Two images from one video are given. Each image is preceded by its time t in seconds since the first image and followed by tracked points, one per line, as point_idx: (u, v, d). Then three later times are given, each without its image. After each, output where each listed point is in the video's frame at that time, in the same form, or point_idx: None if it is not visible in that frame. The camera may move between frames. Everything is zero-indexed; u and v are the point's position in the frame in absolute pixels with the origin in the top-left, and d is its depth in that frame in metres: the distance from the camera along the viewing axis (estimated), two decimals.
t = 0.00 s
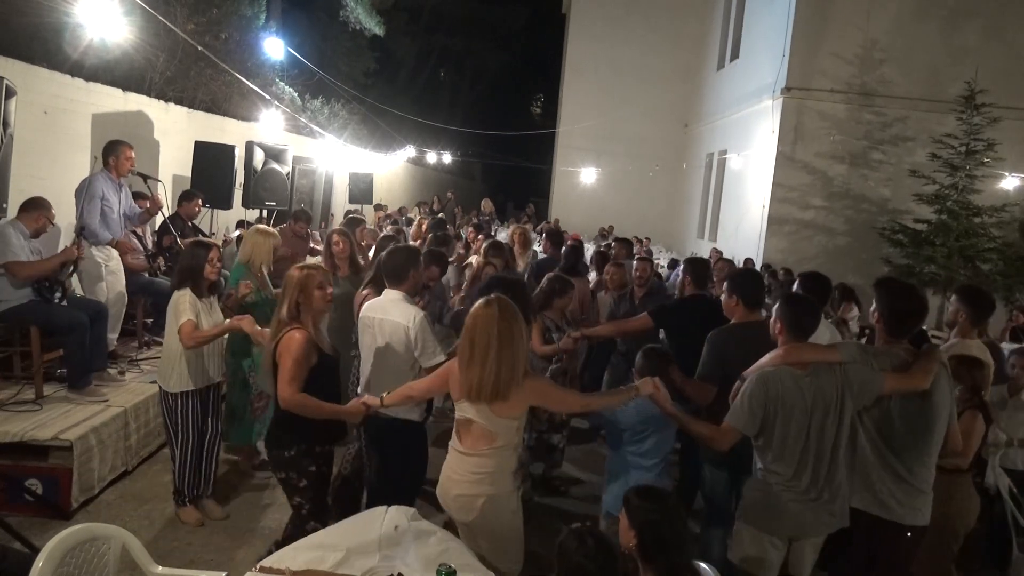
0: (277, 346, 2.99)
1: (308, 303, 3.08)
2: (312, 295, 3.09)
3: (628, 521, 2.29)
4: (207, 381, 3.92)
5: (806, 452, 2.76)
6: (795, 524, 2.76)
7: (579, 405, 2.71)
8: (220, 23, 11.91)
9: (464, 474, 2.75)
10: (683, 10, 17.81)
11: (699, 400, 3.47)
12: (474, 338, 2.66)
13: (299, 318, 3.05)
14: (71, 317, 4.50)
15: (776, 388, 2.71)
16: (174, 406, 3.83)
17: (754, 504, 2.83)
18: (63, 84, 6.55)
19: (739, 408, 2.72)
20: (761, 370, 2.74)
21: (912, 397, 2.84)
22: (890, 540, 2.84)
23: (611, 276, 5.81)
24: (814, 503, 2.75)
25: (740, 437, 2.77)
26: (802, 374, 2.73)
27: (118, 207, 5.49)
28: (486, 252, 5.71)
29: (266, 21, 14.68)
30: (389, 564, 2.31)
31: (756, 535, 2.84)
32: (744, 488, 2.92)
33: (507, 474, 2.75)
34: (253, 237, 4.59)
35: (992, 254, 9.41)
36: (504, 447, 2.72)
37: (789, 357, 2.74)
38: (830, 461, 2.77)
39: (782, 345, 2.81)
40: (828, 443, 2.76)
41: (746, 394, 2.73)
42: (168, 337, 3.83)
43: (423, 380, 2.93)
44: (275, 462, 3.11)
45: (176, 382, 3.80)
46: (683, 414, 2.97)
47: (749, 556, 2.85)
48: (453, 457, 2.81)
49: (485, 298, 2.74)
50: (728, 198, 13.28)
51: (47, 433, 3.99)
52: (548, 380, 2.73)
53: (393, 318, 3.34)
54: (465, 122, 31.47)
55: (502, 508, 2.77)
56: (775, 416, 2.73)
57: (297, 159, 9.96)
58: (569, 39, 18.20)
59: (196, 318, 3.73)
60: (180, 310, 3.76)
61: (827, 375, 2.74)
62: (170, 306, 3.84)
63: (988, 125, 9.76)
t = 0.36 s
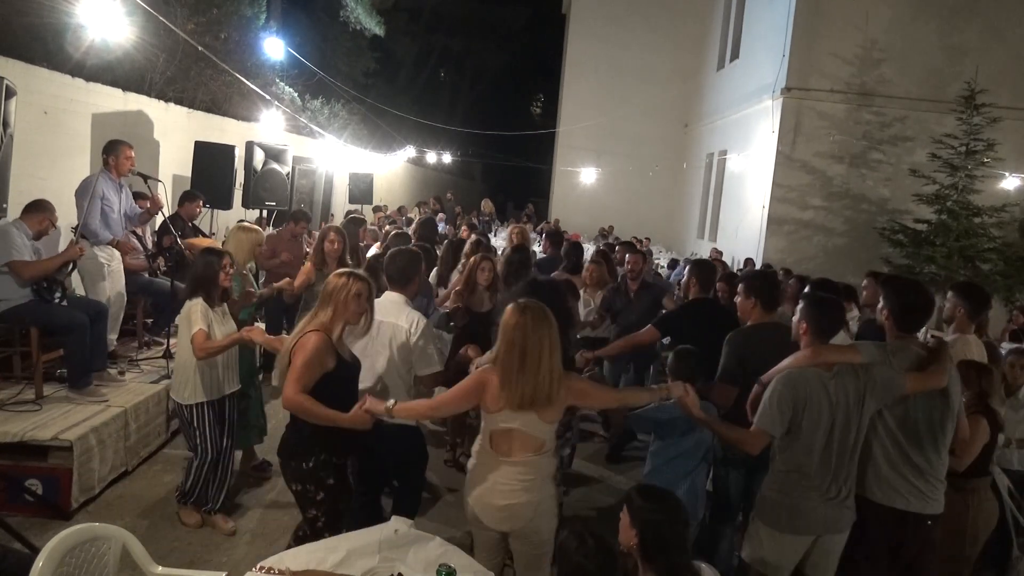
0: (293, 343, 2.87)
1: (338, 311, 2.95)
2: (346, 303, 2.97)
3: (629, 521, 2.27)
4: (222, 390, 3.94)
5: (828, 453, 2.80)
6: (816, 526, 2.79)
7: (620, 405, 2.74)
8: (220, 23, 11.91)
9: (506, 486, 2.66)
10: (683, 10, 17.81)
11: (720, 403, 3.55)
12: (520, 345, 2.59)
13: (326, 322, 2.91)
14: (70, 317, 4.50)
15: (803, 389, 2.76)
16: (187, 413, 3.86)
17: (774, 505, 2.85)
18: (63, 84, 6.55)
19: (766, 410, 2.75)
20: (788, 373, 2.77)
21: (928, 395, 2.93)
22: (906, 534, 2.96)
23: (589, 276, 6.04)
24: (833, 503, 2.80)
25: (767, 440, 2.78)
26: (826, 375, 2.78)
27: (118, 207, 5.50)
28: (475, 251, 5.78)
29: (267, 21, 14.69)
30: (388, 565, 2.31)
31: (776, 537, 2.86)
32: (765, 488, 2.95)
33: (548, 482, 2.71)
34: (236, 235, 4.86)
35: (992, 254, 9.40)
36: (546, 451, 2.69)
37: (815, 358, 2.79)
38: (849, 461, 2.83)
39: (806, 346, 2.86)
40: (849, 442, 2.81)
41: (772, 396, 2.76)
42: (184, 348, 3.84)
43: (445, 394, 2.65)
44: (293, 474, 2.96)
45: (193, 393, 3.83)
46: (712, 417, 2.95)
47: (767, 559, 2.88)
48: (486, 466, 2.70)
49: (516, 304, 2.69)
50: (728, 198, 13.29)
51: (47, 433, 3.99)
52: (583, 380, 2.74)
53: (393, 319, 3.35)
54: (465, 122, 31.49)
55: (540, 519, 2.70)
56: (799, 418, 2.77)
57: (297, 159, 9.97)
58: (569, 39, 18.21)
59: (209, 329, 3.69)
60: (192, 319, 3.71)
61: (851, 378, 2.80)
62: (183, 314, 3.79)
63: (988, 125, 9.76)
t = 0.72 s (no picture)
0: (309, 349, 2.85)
1: (354, 312, 2.91)
2: (364, 304, 2.94)
3: (631, 521, 2.27)
4: (227, 399, 3.66)
5: (837, 447, 2.92)
6: (821, 517, 2.92)
7: (656, 389, 2.74)
8: (220, 23, 11.90)
9: (537, 485, 2.68)
10: (682, 10, 17.81)
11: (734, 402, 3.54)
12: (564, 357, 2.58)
13: (343, 325, 2.89)
14: (70, 317, 4.50)
15: (821, 383, 2.87)
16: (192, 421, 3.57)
17: (781, 496, 2.98)
18: (63, 84, 6.55)
19: (781, 400, 2.86)
20: (806, 364, 2.89)
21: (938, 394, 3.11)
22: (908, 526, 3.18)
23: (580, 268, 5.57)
24: (841, 498, 2.93)
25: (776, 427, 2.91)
26: (841, 371, 2.90)
27: (118, 207, 5.50)
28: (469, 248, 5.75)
29: (267, 21, 14.69)
30: (387, 564, 2.30)
31: (784, 529, 2.98)
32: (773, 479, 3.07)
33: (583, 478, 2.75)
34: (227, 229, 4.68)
35: (992, 254, 9.38)
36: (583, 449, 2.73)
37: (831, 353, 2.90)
38: (856, 456, 2.94)
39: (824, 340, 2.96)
40: (858, 437, 2.93)
41: (788, 387, 2.87)
42: (189, 353, 3.59)
43: (479, 367, 2.64)
44: (298, 483, 2.91)
45: (198, 400, 3.53)
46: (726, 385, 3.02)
47: (771, 548, 3.02)
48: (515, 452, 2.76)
49: (570, 312, 2.65)
50: (728, 198, 13.28)
51: (47, 433, 3.99)
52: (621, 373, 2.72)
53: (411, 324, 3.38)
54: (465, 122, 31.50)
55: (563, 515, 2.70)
56: (813, 409, 2.88)
57: (297, 159, 9.97)
58: (569, 39, 18.21)
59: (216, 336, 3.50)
60: (198, 325, 3.52)
61: (866, 376, 2.90)
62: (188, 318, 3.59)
63: (988, 125, 9.76)
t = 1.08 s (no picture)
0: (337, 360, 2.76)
1: (379, 319, 2.85)
2: (387, 308, 2.88)
3: (630, 521, 2.27)
4: (238, 407, 3.64)
5: (846, 444, 3.02)
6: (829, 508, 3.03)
7: (672, 420, 2.77)
8: (220, 23, 11.89)
9: (568, 490, 2.69)
10: (683, 9, 17.80)
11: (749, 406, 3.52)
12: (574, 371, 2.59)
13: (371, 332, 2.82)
14: (70, 317, 4.50)
15: (827, 381, 2.95)
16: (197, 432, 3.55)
17: (790, 491, 3.08)
18: (63, 84, 6.55)
19: (795, 400, 2.94)
20: (813, 363, 2.96)
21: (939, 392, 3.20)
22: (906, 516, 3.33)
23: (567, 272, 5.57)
24: (846, 492, 3.03)
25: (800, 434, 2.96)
26: (852, 371, 2.98)
27: (117, 206, 5.49)
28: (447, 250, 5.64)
29: (267, 21, 14.68)
30: (388, 565, 2.30)
31: (790, 522, 3.09)
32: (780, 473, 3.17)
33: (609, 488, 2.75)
34: (222, 240, 4.23)
35: (992, 254, 9.38)
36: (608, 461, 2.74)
37: (836, 352, 2.98)
38: (863, 452, 3.05)
39: (829, 339, 3.03)
40: (865, 435, 3.04)
41: (799, 384, 2.95)
42: (198, 363, 3.52)
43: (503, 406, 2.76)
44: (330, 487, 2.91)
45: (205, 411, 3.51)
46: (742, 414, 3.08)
47: (780, 542, 3.12)
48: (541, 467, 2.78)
49: (587, 327, 2.66)
50: (728, 198, 13.28)
51: (47, 433, 3.98)
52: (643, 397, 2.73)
53: (437, 331, 3.30)
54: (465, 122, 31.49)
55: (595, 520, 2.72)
56: (824, 407, 2.97)
57: (297, 159, 9.96)
58: (569, 39, 18.21)
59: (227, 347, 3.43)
60: (207, 335, 3.45)
61: (874, 375, 3.00)
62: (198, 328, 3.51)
63: (988, 125, 9.76)
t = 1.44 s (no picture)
0: (366, 364, 2.80)
1: (391, 314, 2.85)
2: (400, 303, 2.87)
3: (631, 521, 2.28)
4: (258, 410, 3.60)
5: (866, 440, 3.21)
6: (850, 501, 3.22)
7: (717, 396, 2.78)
8: (220, 23, 11.88)
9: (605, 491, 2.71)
10: (683, 10, 17.80)
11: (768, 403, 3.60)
12: (639, 372, 2.60)
13: (386, 326, 2.84)
14: (70, 317, 4.48)
15: (846, 380, 3.15)
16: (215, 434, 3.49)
17: (813, 486, 3.26)
18: (63, 84, 6.55)
19: (810, 396, 3.15)
20: (832, 363, 3.16)
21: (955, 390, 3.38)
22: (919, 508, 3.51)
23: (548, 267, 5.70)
24: (865, 487, 3.23)
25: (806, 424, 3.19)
26: (868, 369, 3.18)
27: (119, 205, 5.49)
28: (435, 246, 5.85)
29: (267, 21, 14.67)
30: (389, 565, 2.30)
31: (814, 519, 3.27)
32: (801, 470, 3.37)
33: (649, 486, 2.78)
34: (227, 237, 4.20)
35: (992, 254, 9.38)
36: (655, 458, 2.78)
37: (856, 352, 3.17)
38: (880, 449, 3.24)
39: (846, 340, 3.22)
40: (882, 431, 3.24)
41: (815, 381, 3.16)
42: (217, 365, 3.49)
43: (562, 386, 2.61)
44: (363, 487, 2.96)
45: (224, 414, 3.45)
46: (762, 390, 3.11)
47: (803, 536, 3.30)
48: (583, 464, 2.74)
49: (630, 317, 2.66)
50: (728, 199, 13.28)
51: (47, 432, 3.98)
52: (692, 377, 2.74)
53: (474, 316, 3.35)
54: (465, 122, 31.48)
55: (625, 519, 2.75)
56: (841, 404, 3.17)
57: (297, 159, 9.96)
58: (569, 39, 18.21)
59: (248, 349, 3.45)
60: (227, 337, 3.45)
61: (887, 373, 3.21)
62: (217, 330, 3.50)
63: (988, 125, 9.76)
